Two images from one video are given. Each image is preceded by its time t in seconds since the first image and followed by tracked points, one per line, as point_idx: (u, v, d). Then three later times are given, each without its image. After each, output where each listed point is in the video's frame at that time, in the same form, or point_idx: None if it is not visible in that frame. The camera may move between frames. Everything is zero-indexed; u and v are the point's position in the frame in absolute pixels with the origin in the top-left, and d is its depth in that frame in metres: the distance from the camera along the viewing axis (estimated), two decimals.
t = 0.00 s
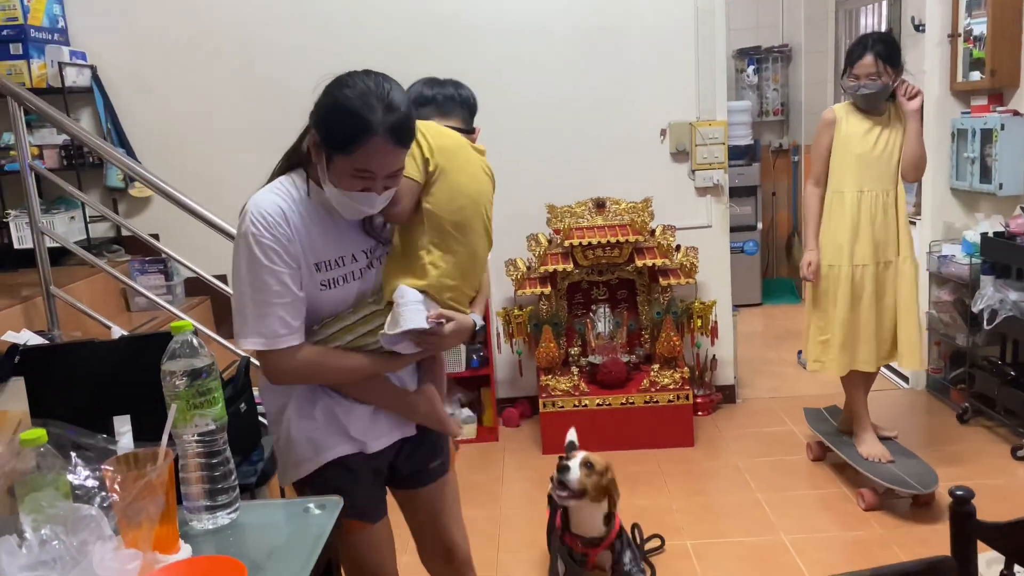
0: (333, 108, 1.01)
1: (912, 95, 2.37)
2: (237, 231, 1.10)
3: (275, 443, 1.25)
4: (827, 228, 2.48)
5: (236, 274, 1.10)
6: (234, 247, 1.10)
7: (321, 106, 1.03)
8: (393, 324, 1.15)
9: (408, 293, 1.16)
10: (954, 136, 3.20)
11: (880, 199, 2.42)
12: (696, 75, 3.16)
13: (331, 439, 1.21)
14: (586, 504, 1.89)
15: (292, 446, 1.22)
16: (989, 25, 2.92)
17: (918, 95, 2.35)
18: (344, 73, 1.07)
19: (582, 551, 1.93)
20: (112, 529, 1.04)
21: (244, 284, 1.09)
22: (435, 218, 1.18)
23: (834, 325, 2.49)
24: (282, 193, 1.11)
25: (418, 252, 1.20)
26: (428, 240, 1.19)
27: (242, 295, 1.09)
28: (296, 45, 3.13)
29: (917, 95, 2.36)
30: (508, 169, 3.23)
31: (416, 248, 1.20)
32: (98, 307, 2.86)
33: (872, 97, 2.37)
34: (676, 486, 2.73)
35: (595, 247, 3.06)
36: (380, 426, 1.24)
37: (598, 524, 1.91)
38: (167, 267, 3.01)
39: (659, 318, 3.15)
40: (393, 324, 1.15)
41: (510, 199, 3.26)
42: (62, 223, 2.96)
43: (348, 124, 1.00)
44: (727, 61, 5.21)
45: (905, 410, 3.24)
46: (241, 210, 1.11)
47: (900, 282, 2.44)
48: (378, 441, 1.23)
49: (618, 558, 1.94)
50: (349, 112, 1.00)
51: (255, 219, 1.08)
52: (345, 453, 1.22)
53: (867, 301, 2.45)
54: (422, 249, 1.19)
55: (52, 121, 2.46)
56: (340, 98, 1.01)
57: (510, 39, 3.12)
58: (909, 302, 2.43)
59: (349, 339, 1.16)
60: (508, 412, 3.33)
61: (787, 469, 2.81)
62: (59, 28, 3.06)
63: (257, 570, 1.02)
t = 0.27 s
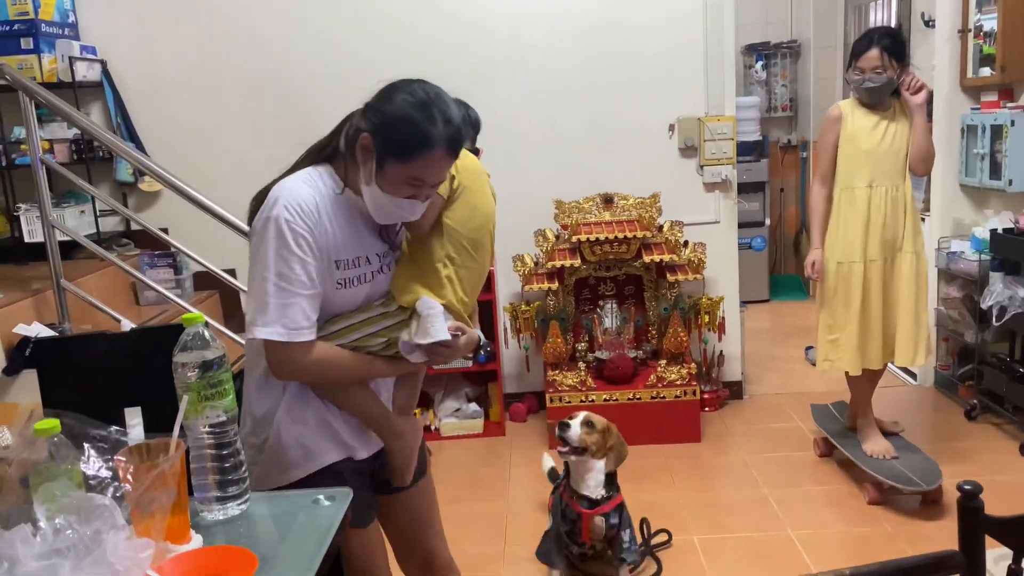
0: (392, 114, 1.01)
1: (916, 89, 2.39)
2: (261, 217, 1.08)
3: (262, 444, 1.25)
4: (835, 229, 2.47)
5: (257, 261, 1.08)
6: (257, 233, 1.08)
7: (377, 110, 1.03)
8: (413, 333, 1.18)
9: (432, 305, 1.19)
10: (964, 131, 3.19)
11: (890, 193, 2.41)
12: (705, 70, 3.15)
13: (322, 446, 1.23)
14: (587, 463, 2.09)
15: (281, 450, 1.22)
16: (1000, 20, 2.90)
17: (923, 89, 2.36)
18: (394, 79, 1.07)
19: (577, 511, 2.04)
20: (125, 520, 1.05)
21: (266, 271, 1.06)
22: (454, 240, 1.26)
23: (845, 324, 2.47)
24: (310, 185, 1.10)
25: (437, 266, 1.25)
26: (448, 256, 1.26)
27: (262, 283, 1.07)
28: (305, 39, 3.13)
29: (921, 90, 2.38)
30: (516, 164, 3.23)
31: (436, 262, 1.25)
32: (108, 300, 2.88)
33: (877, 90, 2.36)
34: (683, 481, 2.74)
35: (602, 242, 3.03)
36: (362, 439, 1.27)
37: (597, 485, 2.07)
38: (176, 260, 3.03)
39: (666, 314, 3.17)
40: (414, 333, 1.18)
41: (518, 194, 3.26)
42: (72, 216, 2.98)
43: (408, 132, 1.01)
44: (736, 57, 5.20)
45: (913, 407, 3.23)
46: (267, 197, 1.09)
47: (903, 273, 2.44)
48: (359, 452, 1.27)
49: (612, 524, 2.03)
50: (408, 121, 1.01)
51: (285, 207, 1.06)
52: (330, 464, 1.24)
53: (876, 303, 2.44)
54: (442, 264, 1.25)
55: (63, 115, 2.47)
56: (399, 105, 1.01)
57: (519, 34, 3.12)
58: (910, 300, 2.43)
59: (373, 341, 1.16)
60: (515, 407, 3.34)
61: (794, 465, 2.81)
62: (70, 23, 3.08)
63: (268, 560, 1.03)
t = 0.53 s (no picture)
0: (458, 128, 1.08)
1: (914, 84, 2.38)
2: (319, 218, 1.09)
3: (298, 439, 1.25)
4: (844, 235, 2.47)
5: (322, 262, 1.08)
6: (320, 234, 1.08)
7: (441, 121, 1.09)
8: (454, 329, 1.20)
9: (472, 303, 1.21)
10: (970, 128, 3.19)
11: (897, 189, 2.42)
12: (712, 67, 3.16)
13: (363, 439, 1.25)
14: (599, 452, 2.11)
15: (323, 445, 1.24)
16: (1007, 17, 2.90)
17: (920, 84, 2.37)
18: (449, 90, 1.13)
19: (593, 500, 2.08)
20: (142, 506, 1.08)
21: (335, 272, 1.07)
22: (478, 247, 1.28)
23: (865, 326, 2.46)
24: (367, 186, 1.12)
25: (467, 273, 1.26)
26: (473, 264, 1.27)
27: (329, 283, 1.08)
28: (313, 36, 3.16)
29: (918, 84, 2.38)
30: (523, 161, 3.25)
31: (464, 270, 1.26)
32: (120, 294, 2.91)
33: (874, 91, 2.37)
34: (689, 475, 2.75)
35: (608, 238, 3.07)
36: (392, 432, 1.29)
37: (611, 474, 2.09)
38: (187, 255, 3.06)
39: (672, 310, 3.20)
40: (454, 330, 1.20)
41: (525, 190, 3.28)
42: (85, 212, 3.01)
43: (475, 144, 1.08)
44: (743, 54, 5.20)
45: (919, 403, 3.24)
46: (326, 197, 1.09)
47: (916, 268, 2.44)
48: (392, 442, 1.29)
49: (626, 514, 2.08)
50: (472, 135, 1.08)
51: (352, 209, 1.07)
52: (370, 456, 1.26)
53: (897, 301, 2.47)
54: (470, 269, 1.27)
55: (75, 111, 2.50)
56: (465, 118, 1.08)
57: (526, 31, 3.14)
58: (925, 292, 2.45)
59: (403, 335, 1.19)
60: (522, 402, 3.36)
61: (799, 460, 2.82)
62: (82, 20, 3.11)
63: (281, 547, 1.06)
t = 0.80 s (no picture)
0: (504, 120, 1.09)
1: (926, 82, 2.37)
2: (373, 217, 1.08)
3: (353, 429, 1.24)
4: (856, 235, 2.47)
5: (379, 262, 1.08)
6: (375, 234, 1.07)
7: (484, 114, 1.09)
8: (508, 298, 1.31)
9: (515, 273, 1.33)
10: (980, 127, 3.18)
11: (907, 189, 2.41)
12: (720, 66, 3.15)
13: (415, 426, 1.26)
14: (622, 456, 2.10)
15: (381, 433, 1.23)
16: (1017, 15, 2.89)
17: (933, 82, 2.35)
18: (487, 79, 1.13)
19: (605, 498, 2.10)
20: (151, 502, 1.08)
21: (395, 272, 1.07)
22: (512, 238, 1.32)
23: (884, 324, 2.45)
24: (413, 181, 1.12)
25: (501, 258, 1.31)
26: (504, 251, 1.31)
27: (388, 284, 1.08)
28: (321, 35, 3.16)
29: (932, 83, 2.36)
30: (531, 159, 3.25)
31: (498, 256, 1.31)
32: (128, 292, 2.92)
33: (888, 92, 2.34)
34: (696, 474, 2.75)
35: (616, 236, 3.06)
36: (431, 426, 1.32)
37: (627, 475, 2.10)
38: (195, 253, 3.07)
39: (680, 309, 3.18)
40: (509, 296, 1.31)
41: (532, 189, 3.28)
42: (93, 210, 3.02)
43: (522, 137, 1.10)
44: (751, 52, 5.19)
45: (928, 403, 3.23)
46: (376, 197, 1.08)
47: (936, 266, 2.44)
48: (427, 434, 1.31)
49: (637, 514, 2.10)
50: (519, 128, 1.10)
51: (406, 207, 1.07)
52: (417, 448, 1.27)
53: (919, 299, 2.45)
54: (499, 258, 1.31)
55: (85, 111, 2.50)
56: (509, 110, 1.09)
57: (533, 30, 3.14)
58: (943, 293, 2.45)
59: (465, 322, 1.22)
60: (529, 401, 3.37)
61: (807, 459, 2.81)
62: (91, 19, 3.12)
63: (291, 542, 1.06)
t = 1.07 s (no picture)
0: (512, 118, 1.08)
1: (937, 82, 2.36)
2: (396, 229, 1.07)
3: (386, 429, 1.22)
4: (862, 234, 2.45)
5: (406, 274, 1.07)
6: (400, 247, 1.07)
7: (491, 113, 1.08)
8: (537, 278, 1.30)
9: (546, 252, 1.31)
10: (986, 127, 3.16)
11: (916, 189, 2.39)
12: (724, 66, 3.14)
13: (447, 425, 1.25)
14: (633, 458, 2.09)
15: (417, 432, 1.22)
16: None
17: (944, 83, 2.34)
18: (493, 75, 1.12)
19: (612, 498, 2.09)
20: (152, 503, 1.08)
21: (423, 283, 1.07)
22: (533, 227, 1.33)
23: (884, 322, 2.45)
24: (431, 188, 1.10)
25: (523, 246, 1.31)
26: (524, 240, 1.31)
27: (417, 295, 1.08)
28: (325, 36, 3.16)
29: (943, 83, 2.35)
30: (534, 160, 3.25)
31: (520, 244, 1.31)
32: (132, 293, 2.93)
33: (900, 87, 2.34)
34: (700, 476, 2.74)
35: (620, 237, 3.07)
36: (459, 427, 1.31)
37: (637, 475, 2.10)
38: (199, 254, 3.07)
39: (684, 310, 3.16)
40: (540, 276, 1.29)
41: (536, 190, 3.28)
42: (98, 211, 3.03)
43: (530, 134, 1.09)
44: (757, 53, 5.17)
45: (933, 405, 3.21)
46: (398, 209, 1.07)
47: (944, 270, 2.44)
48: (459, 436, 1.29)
49: (643, 515, 2.09)
50: (522, 125, 1.08)
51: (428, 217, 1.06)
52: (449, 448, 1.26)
53: (917, 310, 2.43)
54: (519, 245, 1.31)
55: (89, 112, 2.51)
56: (516, 107, 1.08)
57: (537, 31, 3.13)
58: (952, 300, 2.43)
59: (492, 313, 1.23)
60: (533, 402, 3.36)
61: (812, 461, 2.80)
62: (96, 21, 3.13)
63: (292, 543, 1.06)
